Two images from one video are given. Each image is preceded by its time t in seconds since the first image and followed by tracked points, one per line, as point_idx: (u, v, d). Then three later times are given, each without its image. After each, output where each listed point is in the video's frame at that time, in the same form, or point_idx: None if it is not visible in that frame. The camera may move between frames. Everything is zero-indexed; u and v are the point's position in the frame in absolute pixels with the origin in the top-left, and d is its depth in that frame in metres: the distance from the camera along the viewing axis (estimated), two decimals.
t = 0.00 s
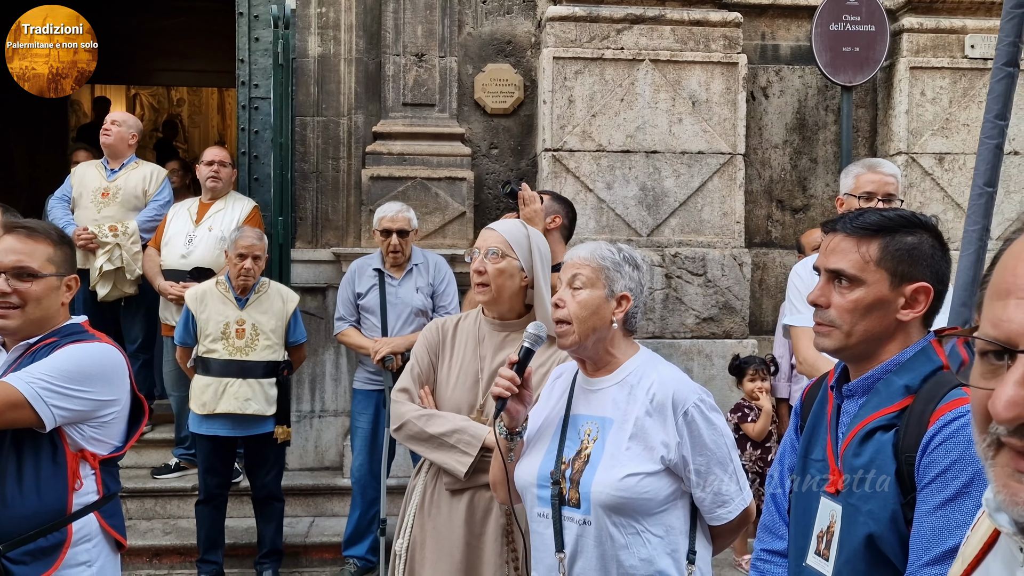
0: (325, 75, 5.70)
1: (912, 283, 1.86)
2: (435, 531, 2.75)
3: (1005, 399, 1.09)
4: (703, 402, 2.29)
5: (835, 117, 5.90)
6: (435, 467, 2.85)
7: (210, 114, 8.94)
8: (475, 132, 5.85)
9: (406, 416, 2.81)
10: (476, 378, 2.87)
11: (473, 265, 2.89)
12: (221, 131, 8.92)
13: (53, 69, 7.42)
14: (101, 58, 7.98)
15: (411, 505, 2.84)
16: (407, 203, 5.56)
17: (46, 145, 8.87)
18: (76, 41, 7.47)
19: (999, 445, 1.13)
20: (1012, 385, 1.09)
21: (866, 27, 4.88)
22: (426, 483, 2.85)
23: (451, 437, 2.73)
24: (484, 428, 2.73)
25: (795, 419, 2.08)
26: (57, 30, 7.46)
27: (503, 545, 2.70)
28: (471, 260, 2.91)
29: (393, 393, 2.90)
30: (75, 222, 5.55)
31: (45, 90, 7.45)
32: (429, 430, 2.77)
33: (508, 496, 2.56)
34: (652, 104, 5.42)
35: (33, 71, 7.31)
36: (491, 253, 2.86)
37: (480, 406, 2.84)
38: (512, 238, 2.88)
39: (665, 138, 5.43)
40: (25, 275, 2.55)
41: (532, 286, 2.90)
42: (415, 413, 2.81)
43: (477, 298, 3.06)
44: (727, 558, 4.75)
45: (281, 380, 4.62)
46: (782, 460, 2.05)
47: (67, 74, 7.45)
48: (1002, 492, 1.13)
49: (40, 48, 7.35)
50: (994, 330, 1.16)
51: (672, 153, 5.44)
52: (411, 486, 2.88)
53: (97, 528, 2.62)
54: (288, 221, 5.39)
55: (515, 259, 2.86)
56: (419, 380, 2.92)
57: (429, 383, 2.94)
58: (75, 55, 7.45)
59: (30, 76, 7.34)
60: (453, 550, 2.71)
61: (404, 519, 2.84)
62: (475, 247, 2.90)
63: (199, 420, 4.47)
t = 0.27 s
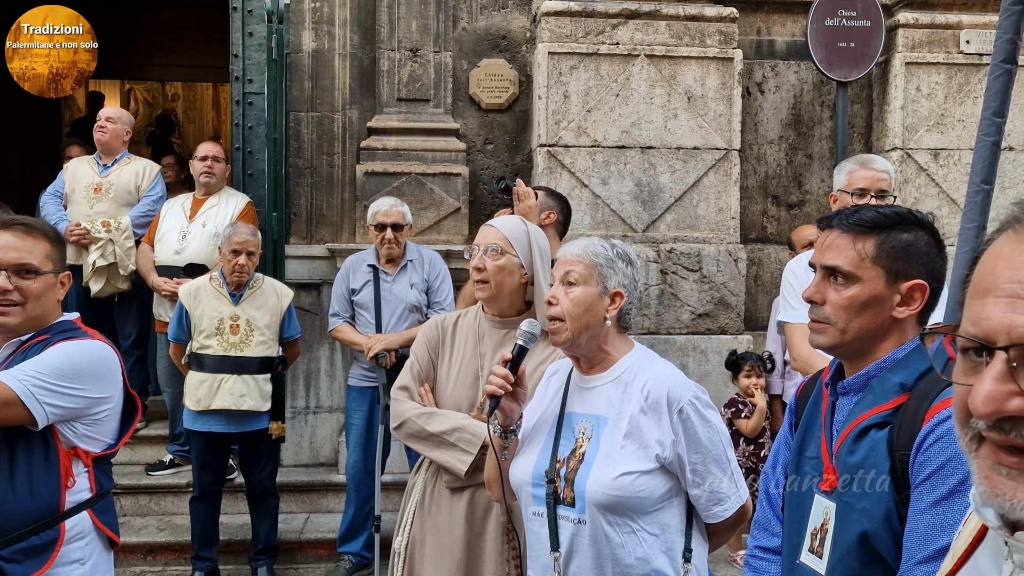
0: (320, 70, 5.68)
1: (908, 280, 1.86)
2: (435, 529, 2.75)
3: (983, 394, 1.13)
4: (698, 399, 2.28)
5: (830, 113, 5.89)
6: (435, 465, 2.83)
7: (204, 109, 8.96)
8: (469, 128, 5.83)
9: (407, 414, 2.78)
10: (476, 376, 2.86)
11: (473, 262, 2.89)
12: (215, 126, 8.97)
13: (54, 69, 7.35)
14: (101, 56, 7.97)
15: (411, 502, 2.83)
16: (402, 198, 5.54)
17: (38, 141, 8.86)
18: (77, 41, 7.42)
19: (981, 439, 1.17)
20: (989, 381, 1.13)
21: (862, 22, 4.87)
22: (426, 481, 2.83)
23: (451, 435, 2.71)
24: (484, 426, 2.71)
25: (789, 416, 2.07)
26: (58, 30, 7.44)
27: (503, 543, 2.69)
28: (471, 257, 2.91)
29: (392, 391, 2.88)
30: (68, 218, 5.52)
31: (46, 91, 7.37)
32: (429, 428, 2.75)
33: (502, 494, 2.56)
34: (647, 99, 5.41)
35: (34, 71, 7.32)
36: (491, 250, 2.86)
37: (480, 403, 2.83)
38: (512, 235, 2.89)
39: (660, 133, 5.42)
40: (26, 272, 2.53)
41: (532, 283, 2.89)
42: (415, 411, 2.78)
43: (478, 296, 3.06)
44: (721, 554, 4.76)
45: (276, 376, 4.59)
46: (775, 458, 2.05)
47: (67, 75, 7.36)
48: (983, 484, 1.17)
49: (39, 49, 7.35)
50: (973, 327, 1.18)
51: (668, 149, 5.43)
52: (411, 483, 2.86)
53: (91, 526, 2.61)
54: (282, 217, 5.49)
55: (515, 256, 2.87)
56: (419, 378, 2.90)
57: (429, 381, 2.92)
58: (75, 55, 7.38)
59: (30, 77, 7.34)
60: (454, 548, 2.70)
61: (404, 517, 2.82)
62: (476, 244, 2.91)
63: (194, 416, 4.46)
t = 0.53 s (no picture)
0: (316, 65, 5.65)
1: (909, 276, 1.85)
2: (439, 526, 2.74)
3: (974, 381, 1.13)
4: (700, 396, 2.28)
5: (827, 108, 5.89)
6: (439, 462, 2.83)
7: (200, 104, 8.86)
8: (466, 123, 5.81)
9: (409, 412, 2.79)
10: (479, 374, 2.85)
11: (478, 259, 2.89)
12: (211, 121, 8.88)
13: (54, 69, 7.38)
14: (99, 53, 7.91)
15: (415, 499, 2.83)
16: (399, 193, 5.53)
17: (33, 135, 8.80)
18: (77, 41, 7.35)
19: (974, 429, 1.17)
20: (981, 368, 1.13)
21: (860, 18, 4.86)
22: (430, 478, 2.83)
23: (454, 433, 2.71)
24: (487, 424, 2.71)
25: (787, 412, 2.07)
26: (57, 30, 7.37)
27: (506, 541, 2.67)
28: (476, 254, 2.91)
29: (396, 389, 2.88)
30: (63, 213, 5.50)
31: (46, 90, 7.44)
32: (432, 425, 2.75)
33: (502, 491, 2.56)
34: (644, 95, 5.41)
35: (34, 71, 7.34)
36: (496, 247, 2.86)
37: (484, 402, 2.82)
38: (517, 232, 2.88)
39: (657, 129, 5.41)
40: (18, 265, 2.52)
41: (536, 281, 2.88)
42: (417, 409, 2.79)
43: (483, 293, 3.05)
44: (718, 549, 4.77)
45: (272, 371, 4.60)
46: (774, 454, 2.04)
47: (68, 74, 7.40)
48: (977, 477, 1.16)
49: (40, 49, 7.34)
50: (964, 318, 1.18)
51: (665, 144, 5.42)
52: (415, 480, 2.86)
53: (87, 523, 2.60)
54: (279, 212, 5.45)
55: (520, 253, 2.86)
56: (424, 375, 2.91)
57: (434, 378, 2.92)
58: (75, 55, 7.35)
59: (31, 76, 7.36)
60: (456, 545, 2.69)
61: (408, 515, 2.82)
62: (481, 241, 2.90)
63: (191, 413, 4.45)
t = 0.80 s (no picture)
0: (315, 61, 5.66)
1: (909, 272, 1.87)
2: (449, 520, 2.75)
3: (970, 368, 1.15)
4: (702, 390, 2.31)
5: (825, 104, 5.91)
6: (450, 458, 2.85)
7: (197, 100, 8.84)
8: (465, 119, 5.83)
9: (419, 409, 2.81)
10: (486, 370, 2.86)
11: (486, 255, 2.91)
12: (209, 117, 8.83)
13: (54, 69, 7.43)
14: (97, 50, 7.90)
15: (426, 494, 2.85)
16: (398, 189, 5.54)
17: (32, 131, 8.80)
18: (77, 41, 7.37)
19: (968, 418, 1.19)
20: (977, 356, 1.15)
21: (857, 14, 4.89)
22: (441, 473, 2.85)
23: (463, 430, 2.71)
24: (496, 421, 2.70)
25: (787, 407, 2.10)
26: (58, 30, 7.38)
27: (515, 535, 2.69)
28: (485, 250, 2.93)
29: (406, 385, 2.91)
30: (63, 209, 5.51)
31: (47, 90, 7.49)
32: (441, 422, 2.76)
33: (505, 485, 2.58)
34: (643, 91, 5.42)
35: (34, 71, 7.40)
36: (505, 244, 2.87)
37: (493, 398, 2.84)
38: (526, 230, 2.90)
39: (656, 125, 5.43)
40: (17, 259, 2.53)
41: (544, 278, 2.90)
42: (427, 406, 2.81)
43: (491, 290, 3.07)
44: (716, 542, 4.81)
45: (272, 366, 4.61)
46: (774, 449, 2.07)
47: (67, 74, 7.46)
48: (973, 463, 1.17)
49: (40, 48, 7.39)
50: (957, 309, 1.20)
51: (663, 140, 5.44)
52: (426, 475, 2.88)
53: (90, 516, 2.63)
54: (279, 208, 5.46)
55: (528, 250, 2.88)
56: (433, 372, 2.93)
57: (443, 374, 2.94)
58: (75, 55, 7.36)
59: (31, 76, 7.42)
60: (466, 539, 2.70)
61: (418, 510, 2.84)
62: (490, 237, 2.91)
63: (191, 408, 4.46)
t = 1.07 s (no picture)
0: (313, 57, 5.66)
1: (904, 270, 1.88)
2: (452, 516, 2.76)
3: (959, 366, 1.16)
4: (700, 387, 2.32)
5: (823, 100, 5.91)
6: (453, 454, 2.86)
7: (195, 95, 8.85)
8: (463, 115, 5.83)
9: (424, 405, 2.82)
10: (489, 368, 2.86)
11: (492, 252, 2.91)
12: (207, 112, 8.92)
13: (54, 69, 7.41)
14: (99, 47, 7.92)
15: (429, 490, 2.86)
16: (395, 185, 5.54)
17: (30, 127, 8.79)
18: (76, 41, 7.36)
19: (959, 415, 1.20)
20: (965, 354, 1.16)
21: (855, 10, 4.88)
22: (444, 469, 2.86)
23: (468, 426, 2.72)
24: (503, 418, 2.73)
25: (784, 403, 2.11)
26: (58, 30, 7.39)
27: (517, 533, 2.69)
28: (491, 247, 2.93)
29: (411, 381, 2.92)
30: (61, 205, 5.51)
31: (46, 90, 7.48)
32: (446, 419, 2.77)
33: (503, 482, 2.59)
34: (641, 87, 5.42)
35: (34, 71, 7.39)
36: (511, 241, 2.88)
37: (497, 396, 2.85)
38: (533, 228, 2.90)
39: (653, 121, 5.43)
40: (22, 257, 2.53)
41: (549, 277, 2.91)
42: (432, 402, 2.82)
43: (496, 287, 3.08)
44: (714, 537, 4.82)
45: (270, 362, 4.60)
46: (771, 445, 2.08)
47: (67, 74, 7.39)
48: (965, 458, 1.18)
49: (40, 49, 7.38)
50: (946, 308, 1.21)
51: (661, 136, 5.44)
52: (430, 471, 2.89)
53: (89, 512, 2.64)
54: (276, 204, 5.45)
55: (535, 249, 2.88)
56: (438, 368, 2.94)
57: (448, 371, 2.95)
58: (75, 55, 7.33)
59: (31, 76, 7.41)
60: (469, 535, 2.71)
61: (422, 506, 2.85)
62: (496, 234, 2.91)
63: (188, 404, 4.47)
